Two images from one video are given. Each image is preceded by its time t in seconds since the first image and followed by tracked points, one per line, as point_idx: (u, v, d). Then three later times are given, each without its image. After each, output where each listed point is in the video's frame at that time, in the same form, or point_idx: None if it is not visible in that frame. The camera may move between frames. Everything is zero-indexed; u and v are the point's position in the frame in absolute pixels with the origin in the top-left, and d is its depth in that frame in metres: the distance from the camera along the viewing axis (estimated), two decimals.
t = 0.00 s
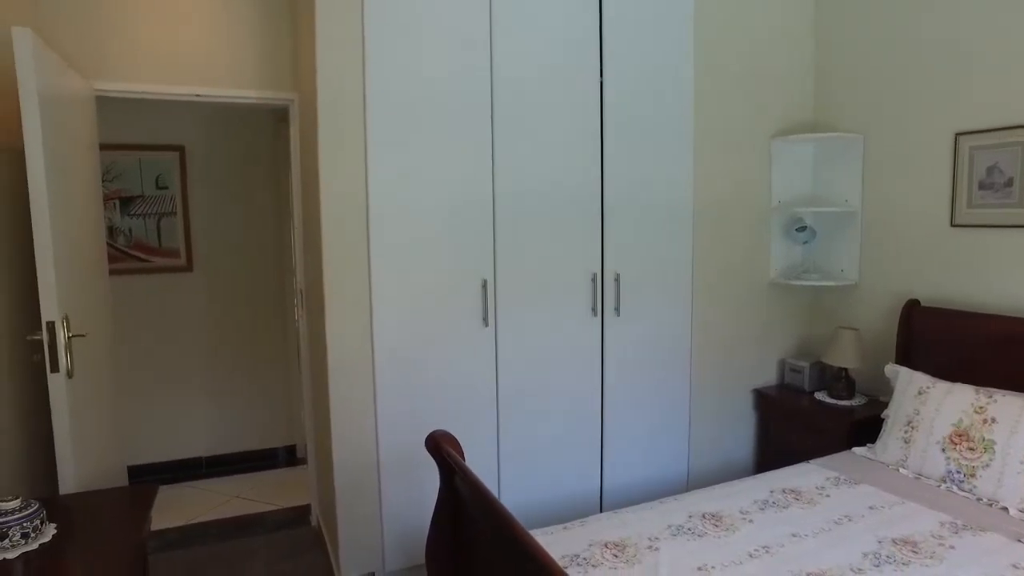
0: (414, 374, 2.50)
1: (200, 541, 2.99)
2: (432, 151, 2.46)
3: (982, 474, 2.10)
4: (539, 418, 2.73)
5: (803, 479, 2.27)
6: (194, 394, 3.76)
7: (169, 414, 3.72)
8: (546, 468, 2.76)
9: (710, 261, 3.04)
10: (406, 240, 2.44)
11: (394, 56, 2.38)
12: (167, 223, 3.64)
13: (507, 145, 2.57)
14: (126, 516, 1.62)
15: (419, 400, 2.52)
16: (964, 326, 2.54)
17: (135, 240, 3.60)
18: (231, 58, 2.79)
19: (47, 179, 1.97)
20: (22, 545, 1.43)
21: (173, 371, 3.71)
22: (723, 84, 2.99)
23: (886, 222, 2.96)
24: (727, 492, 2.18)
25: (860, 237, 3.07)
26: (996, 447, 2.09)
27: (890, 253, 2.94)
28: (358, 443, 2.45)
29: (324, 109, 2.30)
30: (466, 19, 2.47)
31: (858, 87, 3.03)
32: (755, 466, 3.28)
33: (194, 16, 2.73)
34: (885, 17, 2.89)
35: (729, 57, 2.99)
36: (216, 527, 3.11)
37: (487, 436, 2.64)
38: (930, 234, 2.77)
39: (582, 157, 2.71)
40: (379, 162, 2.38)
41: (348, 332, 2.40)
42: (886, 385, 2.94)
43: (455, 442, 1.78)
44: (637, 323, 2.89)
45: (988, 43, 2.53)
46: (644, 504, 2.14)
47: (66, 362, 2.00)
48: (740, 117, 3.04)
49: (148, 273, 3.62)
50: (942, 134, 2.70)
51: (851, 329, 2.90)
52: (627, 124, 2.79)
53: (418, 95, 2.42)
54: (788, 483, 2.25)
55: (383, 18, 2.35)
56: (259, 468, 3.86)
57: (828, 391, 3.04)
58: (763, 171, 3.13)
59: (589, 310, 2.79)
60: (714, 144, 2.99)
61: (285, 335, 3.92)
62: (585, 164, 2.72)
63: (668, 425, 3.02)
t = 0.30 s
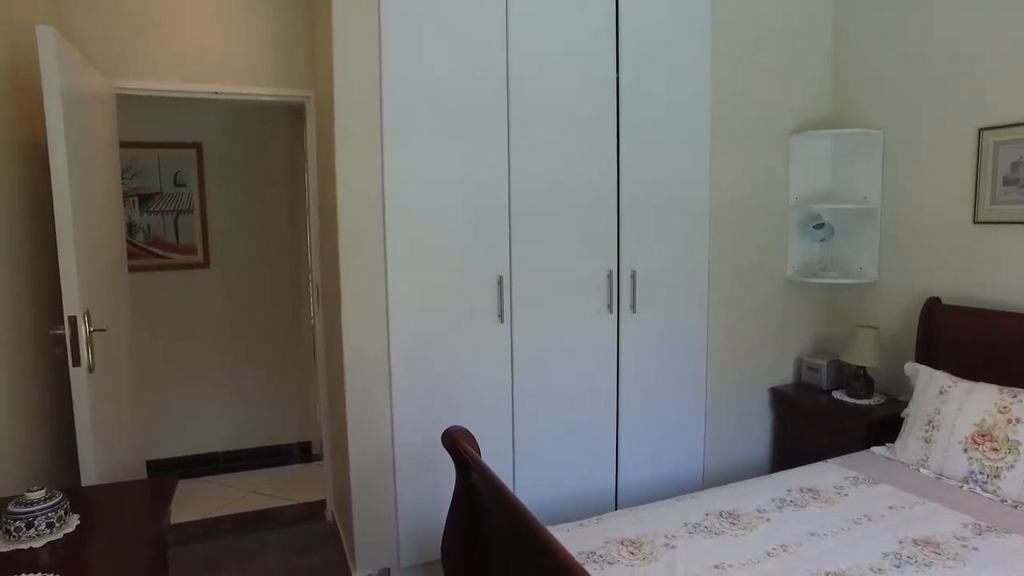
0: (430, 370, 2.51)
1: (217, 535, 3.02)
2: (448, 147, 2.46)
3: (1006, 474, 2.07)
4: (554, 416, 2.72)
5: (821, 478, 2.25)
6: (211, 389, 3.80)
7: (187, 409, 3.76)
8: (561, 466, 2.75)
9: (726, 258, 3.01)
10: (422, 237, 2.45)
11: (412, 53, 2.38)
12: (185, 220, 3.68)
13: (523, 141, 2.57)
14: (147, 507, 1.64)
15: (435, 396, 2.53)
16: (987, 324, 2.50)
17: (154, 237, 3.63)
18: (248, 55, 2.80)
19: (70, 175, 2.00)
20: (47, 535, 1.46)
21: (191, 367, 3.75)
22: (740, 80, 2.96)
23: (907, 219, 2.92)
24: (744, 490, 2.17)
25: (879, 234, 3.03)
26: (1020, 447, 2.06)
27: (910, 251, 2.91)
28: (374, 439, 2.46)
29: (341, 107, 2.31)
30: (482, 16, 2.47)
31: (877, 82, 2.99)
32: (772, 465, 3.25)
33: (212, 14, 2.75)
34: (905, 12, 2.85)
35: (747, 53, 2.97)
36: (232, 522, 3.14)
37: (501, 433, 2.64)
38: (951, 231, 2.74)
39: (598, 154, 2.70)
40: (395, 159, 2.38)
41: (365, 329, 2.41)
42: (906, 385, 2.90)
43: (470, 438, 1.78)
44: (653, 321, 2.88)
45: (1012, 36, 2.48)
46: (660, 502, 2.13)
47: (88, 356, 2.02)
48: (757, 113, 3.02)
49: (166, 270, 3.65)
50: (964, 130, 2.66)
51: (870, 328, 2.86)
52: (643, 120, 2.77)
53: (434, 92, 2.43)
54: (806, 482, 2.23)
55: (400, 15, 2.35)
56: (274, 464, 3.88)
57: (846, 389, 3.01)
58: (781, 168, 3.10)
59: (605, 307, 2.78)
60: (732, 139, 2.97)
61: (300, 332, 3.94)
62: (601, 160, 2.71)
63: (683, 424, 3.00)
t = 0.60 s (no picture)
0: (450, 366, 2.51)
1: (240, 528, 3.06)
2: (469, 144, 2.46)
3: None
4: (573, 413, 2.72)
5: (845, 477, 2.22)
6: (232, 385, 3.83)
7: (209, 404, 3.80)
8: (581, 463, 2.75)
9: (748, 255, 2.99)
10: (442, 233, 2.45)
11: (432, 50, 2.39)
12: (207, 217, 3.72)
13: (543, 137, 2.57)
14: (175, 497, 1.66)
15: (455, 392, 2.53)
16: (1015, 323, 2.45)
17: (176, 234, 3.68)
18: (269, 53, 2.82)
19: (97, 172, 2.03)
20: (80, 523, 1.48)
21: (212, 362, 3.79)
22: (762, 75, 2.93)
23: (932, 216, 2.87)
24: (766, 488, 2.15)
25: (904, 231, 2.99)
26: None
27: (935, 248, 2.86)
28: (395, 436, 2.47)
29: (363, 104, 2.33)
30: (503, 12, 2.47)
31: (902, 76, 2.95)
32: (793, 464, 3.22)
33: (235, 12, 2.77)
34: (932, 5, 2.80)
35: (769, 48, 2.94)
36: (254, 516, 3.17)
37: (521, 430, 2.64)
38: (978, 229, 2.69)
39: (618, 150, 2.69)
40: (416, 156, 2.39)
41: (386, 325, 2.42)
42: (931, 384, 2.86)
43: (493, 434, 1.78)
44: (674, 318, 2.86)
45: None
46: (682, 499, 2.12)
47: (114, 350, 2.05)
48: (779, 109, 2.99)
49: (189, 266, 3.70)
50: (993, 125, 2.61)
51: (894, 326, 2.82)
52: (664, 116, 2.75)
53: (455, 89, 2.43)
54: (829, 480, 2.20)
55: (421, 13, 2.36)
56: (294, 459, 3.91)
57: (869, 388, 2.97)
58: (803, 164, 3.07)
59: (625, 304, 2.77)
60: (754, 136, 2.94)
61: (319, 328, 3.97)
62: (621, 156, 2.70)
63: (703, 422, 2.98)
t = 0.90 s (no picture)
0: (467, 363, 2.51)
1: (258, 523, 3.08)
2: (486, 141, 2.46)
3: None
4: (590, 411, 2.71)
5: (866, 476, 2.20)
6: (250, 381, 3.86)
7: (227, 400, 3.83)
8: (597, 461, 2.74)
9: (766, 252, 2.96)
10: (459, 230, 2.45)
11: (450, 46, 2.39)
12: (225, 214, 3.75)
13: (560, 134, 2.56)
14: (198, 489, 1.68)
15: (472, 389, 2.53)
16: None
17: (195, 231, 3.71)
18: (287, 51, 2.84)
19: (120, 169, 2.05)
20: (106, 514, 1.50)
21: (230, 359, 3.82)
22: (781, 71, 2.90)
23: (955, 213, 2.83)
24: (786, 487, 2.12)
25: (926, 228, 2.95)
26: None
27: (958, 246, 2.82)
28: (412, 433, 2.48)
29: (382, 101, 2.33)
30: (520, 8, 2.46)
31: (925, 71, 2.90)
32: (811, 463, 3.19)
33: (253, 10, 2.79)
34: None
35: (788, 43, 2.91)
36: (271, 511, 3.20)
37: (537, 427, 2.64)
38: (1003, 226, 2.64)
39: (635, 147, 2.67)
40: (434, 153, 2.39)
41: (404, 323, 2.43)
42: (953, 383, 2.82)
43: (512, 430, 1.78)
44: (692, 316, 2.84)
45: None
46: (701, 497, 2.10)
47: (136, 345, 2.07)
48: (799, 104, 2.95)
49: (207, 263, 3.73)
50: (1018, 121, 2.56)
51: (916, 324, 2.78)
52: (682, 112, 2.73)
53: (472, 86, 2.43)
54: (850, 480, 2.18)
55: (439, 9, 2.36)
56: (311, 455, 3.94)
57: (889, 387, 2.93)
58: (823, 160, 3.03)
59: (643, 301, 2.75)
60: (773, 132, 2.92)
61: (336, 325, 3.99)
62: (638, 152, 2.68)
63: (721, 421, 2.96)
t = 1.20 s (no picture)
0: (484, 359, 2.51)
1: (276, 519, 3.10)
2: (505, 137, 2.46)
3: None
4: (607, 409, 2.70)
5: (890, 476, 2.16)
6: (268, 377, 3.89)
7: (246, 396, 3.86)
8: (615, 459, 2.73)
9: (786, 250, 2.93)
10: (477, 226, 2.45)
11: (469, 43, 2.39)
12: (244, 212, 3.77)
13: (579, 130, 2.55)
14: (220, 482, 1.69)
15: (491, 385, 2.53)
16: None
17: (215, 228, 3.74)
18: (307, 48, 2.85)
19: (144, 166, 2.07)
20: (131, 505, 1.51)
21: (249, 355, 3.85)
22: (803, 66, 2.87)
23: (980, 210, 2.78)
24: (807, 486, 2.10)
25: (950, 225, 2.90)
26: None
27: (984, 243, 2.76)
28: (429, 429, 2.47)
29: (402, 98, 2.34)
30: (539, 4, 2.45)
31: (950, 66, 2.85)
32: (832, 464, 3.15)
33: (273, 8, 2.80)
34: None
35: (810, 38, 2.88)
36: (290, 506, 3.22)
37: (554, 425, 2.63)
38: None
39: (655, 142, 2.66)
40: (453, 149, 2.39)
41: (423, 319, 2.43)
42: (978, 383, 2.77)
43: (532, 426, 1.77)
44: (712, 313, 2.82)
45: None
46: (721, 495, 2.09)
47: (159, 340, 2.09)
48: (821, 100, 2.92)
49: (227, 260, 3.76)
50: None
51: (940, 323, 2.74)
52: (702, 107, 2.71)
53: (491, 82, 2.42)
54: (873, 479, 2.14)
55: (458, 6, 2.36)
56: (327, 452, 3.95)
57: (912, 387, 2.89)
58: (844, 157, 3.00)
59: (662, 298, 2.74)
60: (794, 128, 2.88)
61: (353, 322, 4.00)
62: (657, 148, 2.66)
63: (739, 420, 2.93)
